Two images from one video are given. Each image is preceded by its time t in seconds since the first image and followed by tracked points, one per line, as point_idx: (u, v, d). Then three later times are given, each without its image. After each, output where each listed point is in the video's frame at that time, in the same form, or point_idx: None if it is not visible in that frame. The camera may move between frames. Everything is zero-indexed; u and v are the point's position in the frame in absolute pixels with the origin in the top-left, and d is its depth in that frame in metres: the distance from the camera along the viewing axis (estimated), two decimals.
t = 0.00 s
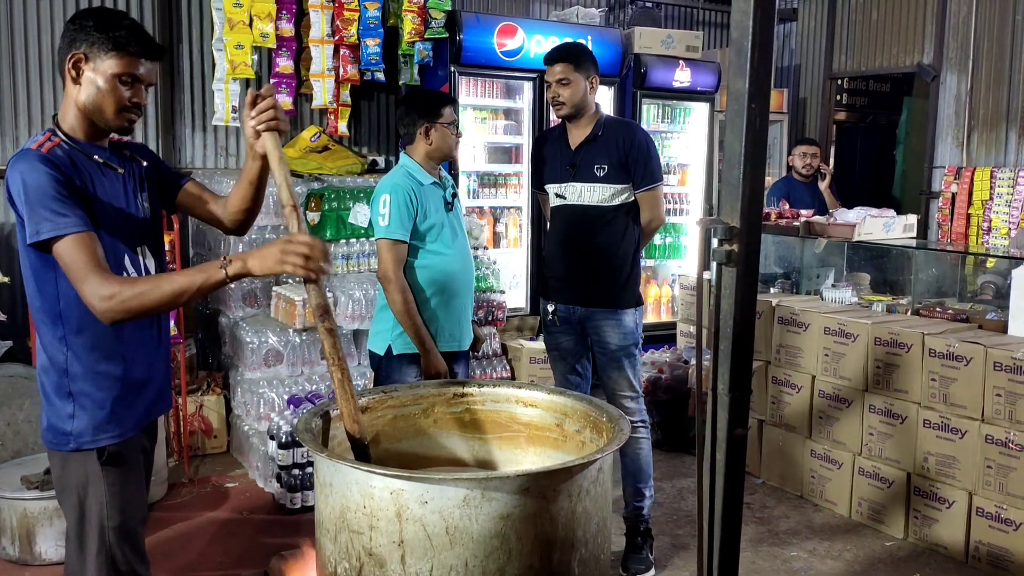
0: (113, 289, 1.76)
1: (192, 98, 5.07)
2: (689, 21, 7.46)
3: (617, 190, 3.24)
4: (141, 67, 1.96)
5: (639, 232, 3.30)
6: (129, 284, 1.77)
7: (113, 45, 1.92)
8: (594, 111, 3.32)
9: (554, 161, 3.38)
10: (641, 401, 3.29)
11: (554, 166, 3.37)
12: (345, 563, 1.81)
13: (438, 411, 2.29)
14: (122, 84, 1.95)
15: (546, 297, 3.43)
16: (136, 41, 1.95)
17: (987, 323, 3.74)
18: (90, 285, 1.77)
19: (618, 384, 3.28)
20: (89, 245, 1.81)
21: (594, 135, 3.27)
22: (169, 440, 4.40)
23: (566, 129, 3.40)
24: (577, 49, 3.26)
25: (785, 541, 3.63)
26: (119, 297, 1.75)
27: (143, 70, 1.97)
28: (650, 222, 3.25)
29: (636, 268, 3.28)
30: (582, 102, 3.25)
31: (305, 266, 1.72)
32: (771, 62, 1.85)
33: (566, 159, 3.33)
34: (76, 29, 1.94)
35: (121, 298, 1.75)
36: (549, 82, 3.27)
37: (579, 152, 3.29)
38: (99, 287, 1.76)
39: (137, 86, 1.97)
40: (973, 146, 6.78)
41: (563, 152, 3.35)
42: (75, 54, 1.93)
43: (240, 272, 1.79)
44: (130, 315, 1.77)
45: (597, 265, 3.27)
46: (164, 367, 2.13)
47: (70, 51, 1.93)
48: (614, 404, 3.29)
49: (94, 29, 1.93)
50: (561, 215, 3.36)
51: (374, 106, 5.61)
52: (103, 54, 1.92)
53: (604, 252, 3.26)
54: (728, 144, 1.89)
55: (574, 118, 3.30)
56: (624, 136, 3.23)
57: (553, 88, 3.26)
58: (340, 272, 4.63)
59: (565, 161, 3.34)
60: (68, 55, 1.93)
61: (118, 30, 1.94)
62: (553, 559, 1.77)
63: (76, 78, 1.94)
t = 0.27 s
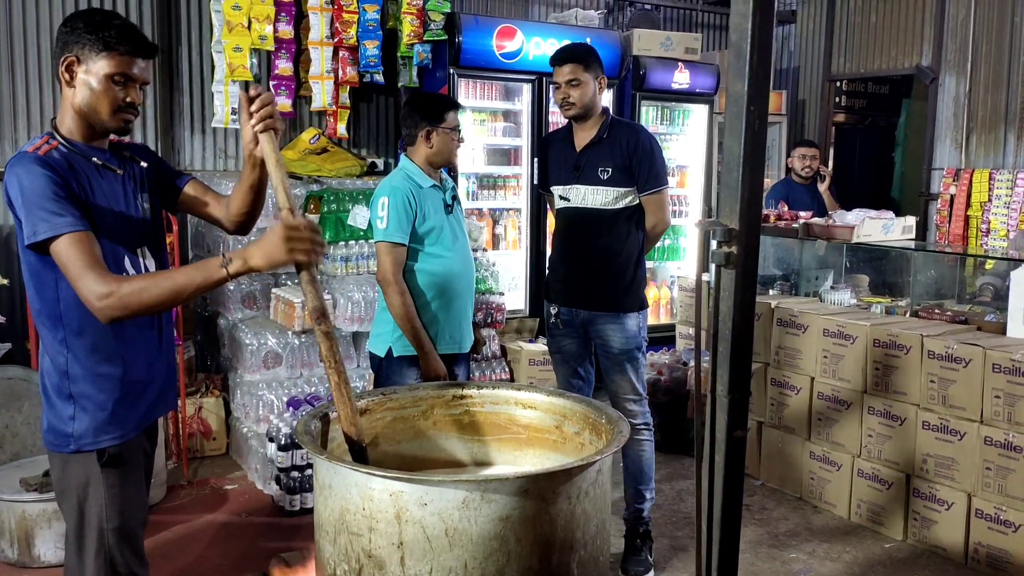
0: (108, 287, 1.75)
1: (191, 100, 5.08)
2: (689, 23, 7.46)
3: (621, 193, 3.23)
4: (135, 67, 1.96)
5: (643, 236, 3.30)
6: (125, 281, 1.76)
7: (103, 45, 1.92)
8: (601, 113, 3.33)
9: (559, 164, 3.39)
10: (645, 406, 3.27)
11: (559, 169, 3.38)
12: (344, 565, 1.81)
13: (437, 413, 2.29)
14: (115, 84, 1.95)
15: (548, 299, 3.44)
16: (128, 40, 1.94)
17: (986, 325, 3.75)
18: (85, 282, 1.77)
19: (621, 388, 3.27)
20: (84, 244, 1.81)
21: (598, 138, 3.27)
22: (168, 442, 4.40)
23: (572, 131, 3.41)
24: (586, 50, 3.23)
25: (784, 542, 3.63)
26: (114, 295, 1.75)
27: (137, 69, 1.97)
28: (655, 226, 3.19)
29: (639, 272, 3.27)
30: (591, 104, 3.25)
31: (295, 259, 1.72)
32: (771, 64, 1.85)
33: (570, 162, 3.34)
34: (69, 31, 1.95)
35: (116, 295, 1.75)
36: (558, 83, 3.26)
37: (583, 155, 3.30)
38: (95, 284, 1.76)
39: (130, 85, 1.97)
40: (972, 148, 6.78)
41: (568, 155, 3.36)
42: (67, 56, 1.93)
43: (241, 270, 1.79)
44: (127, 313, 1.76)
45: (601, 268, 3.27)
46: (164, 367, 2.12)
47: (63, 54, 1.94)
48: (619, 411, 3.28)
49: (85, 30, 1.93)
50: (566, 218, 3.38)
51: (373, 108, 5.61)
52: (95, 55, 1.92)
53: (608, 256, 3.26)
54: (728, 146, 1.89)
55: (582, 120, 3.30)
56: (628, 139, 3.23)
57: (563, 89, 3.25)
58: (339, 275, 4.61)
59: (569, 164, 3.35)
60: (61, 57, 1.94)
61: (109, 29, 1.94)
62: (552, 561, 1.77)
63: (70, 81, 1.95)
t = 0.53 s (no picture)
0: (125, 295, 1.76)
1: (191, 101, 5.08)
2: (689, 24, 7.47)
3: (623, 195, 3.24)
4: (152, 70, 1.96)
5: (644, 237, 3.29)
6: (144, 292, 1.77)
7: (122, 48, 1.91)
8: (604, 114, 3.33)
9: (561, 165, 3.39)
10: (645, 406, 3.27)
11: (561, 170, 3.39)
12: (344, 566, 1.81)
13: (436, 414, 2.29)
14: (133, 87, 1.94)
15: (549, 301, 3.44)
16: (146, 43, 1.94)
17: (985, 326, 3.75)
18: (104, 287, 1.77)
19: (622, 390, 3.27)
20: (101, 248, 1.80)
21: (601, 139, 3.27)
22: (169, 443, 4.40)
23: (574, 132, 3.41)
24: (589, 51, 3.22)
25: (784, 543, 3.63)
26: (133, 304, 1.75)
27: (154, 72, 1.97)
28: (657, 227, 3.20)
29: (641, 273, 3.27)
30: (595, 106, 3.25)
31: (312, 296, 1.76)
32: (770, 65, 1.85)
33: (572, 164, 3.35)
34: (85, 32, 1.94)
35: (134, 304, 1.76)
36: (565, 83, 3.24)
37: (585, 156, 3.30)
38: (114, 290, 1.76)
39: (148, 88, 1.97)
40: (971, 149, 6.79)
41: (569, 157, 3.37)
42: (85, 58, 1.92)
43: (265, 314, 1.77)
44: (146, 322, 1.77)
45: (602, 269, 3.28)
46: (167, 370, 2.13)
47: (80, 55, 1.93)
48: (619, 412, 3.27)
49: (102, 32, 1.92)
50: (568, 219, 3.38)
51: (373, 109, 5.62)
52: (114, 58, 1.91)
53: (609, 257, 3.27)
54: (727, 148, 1.90)
55: (586, 121, 3.30)
56: (631, 140, 3.22)
57: (570, 89, 3.24)
58: (339, 276, 4.65)
59: (571, 165, 3.35)
60: (78, 59, 1.93)
61: (127, 31, 1.93)
62: (552, 562, 1.77)
63: (87, 83, 1.94)
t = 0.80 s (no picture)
0: (183, 295, 1.70)
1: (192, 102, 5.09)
2: (690, 25, 7.46)
3: (624, 195, 3.24)
4: (183, 74, 1.97)
5: (645, 236, 3.29)
6: (202, 293, 1.72)
7: (155, 52, 1.93)
8: (603, 115, 3.33)
9: (561, 166, 3.39)
10: (645, 406, 3.26)
11: (561, 171, 3.38)
12: (346, 567, 1.81)
13: (437, 415, 2.29)
14: (165, 91, 1.95)
15: (550, 302, 3.43)
16: (177, 48, 1.96)
17: (987, 327, 3.74)
18: (159, 286, 1.71)
19: (622, 389, 3.27)
20: (149, 250, 1.75)
21: (601, 140, 3.27)
22: (169, 444, 4.40)
23: (574, 133, 3.41)
24: (587, 51, 3.23)
25: (785, 545, 3.62)
26: (191, 306, 1.70)
27: (185, 77, 1.98)
28: (657, 228, 3.20)
29: (642, 273, 3.27)
30: (594, 106, 3.26)
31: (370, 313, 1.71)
32: (771, 66, 1.85)
33: (572, 164, 3.34)
34: (116, 34, 1.94)
35: (191, 304, 1.71)
36: (563, 84, 3.24)
37: (586, 157, 3.30)
38: (170, 290, 1.70)
39: (179, 93, 1.98)
40: (973, 150, 6.79)
41: (570, 157, 3.36)
42: (117, 60, 1.93)
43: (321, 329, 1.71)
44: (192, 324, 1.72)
45: (603, 269, 3.27)
46: (179, 377, 2.13)
47: (111, 57, 1.93)
48: (618, 411, 3.27)
49: (136, 35, 1.93)
50: (568, 220, 3.38)
51: (375, 110, 5.62)
52: (146, 61, 1.92)
53: (611, 258, 3.26)
54: (729, 149, 1.89)
55: (586, 122, 3.31)
56: (632, 142, 3.22)
57: (568, 90, 3.24)
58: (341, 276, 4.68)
59: (572, 165, 3.35)
60: (110, 60, 1.93)
61: (159, 35, 1.94)
62: (554, 562, 1.77)
63: (118, 85, 1.94)
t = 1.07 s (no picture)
0: (262, 292, 1.72)
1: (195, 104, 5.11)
2: (691, 26, 7.47)
3: (621, 198, 3.25)
4: (215, 72, 2.00)
5: (643, 238, 3.31)
6: (279, 290, 1.75)
7: (190, 52, 1.95)
8: (602, 117, 3.34)
9: (560, 168, 3.40)
10: (644, 406, 3.27)
11: (560, 172, 3.39)
12: (348, 566, 1.82)
13: (439, 415, 2.30)
14: (201, 90, 1.98)
15: (550, 303, 3.44)
16: (209, 47, 1.99)
17: (988, 329, 3.75)
18: (237, 284, 1.73)
19: (620, 389, 3.27)
20: (218, 251, 1.75)
21: (600, 142, 3.28)
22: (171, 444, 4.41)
23: (572, 135, 3.41)
24: (585, 54, 3.24)
25: (786, 546, 3.63)
26: (273, 304, 1.73)
27: (217, 75, 2.01)
28: (654, 230, 3.25)
29: (639, 275, 3.28)
30: (591, 109, 3.27)
31: (449, 330, 1.77)
32: (774, 69, 1.86)
33: (571, 166, 3.35)
34: (147, 35, 1.96)
35: (271, 300, 1.73)
36: (560, 88, 3.26)
37: (585, 159, 3.30)
38: (248, 287, 1.72)
39: (213, 92, 2.01)
40: (974, 151, 6.80)
41: (569, 159, 3.37)
42: (151, 61, 1.94)
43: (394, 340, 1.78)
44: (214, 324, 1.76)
45: (602, 270, 3.28)
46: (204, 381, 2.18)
47: (144, 58, 1.94)
48: (616, 410, 3.28)
49: (168, 35, 1.95)
50: (566, 221, 3.38)
51: (377, 111, 5.63)
52: (182, 61, 1.95)
53: (610, 259, 3.27)
54: (731, 151, 1.90)
55: (583, 124, 3.31)
56: (631, 144, 3.24)
57: (566, 94, 3.25)
58: (343, 277, 4.71)
59: (571, 167, 3.35)
60: (144, 62, 1.94)
61: (190, 34, 1.97)
62: (556, 562, 1.78)
63: (154, 87, 1.96)
